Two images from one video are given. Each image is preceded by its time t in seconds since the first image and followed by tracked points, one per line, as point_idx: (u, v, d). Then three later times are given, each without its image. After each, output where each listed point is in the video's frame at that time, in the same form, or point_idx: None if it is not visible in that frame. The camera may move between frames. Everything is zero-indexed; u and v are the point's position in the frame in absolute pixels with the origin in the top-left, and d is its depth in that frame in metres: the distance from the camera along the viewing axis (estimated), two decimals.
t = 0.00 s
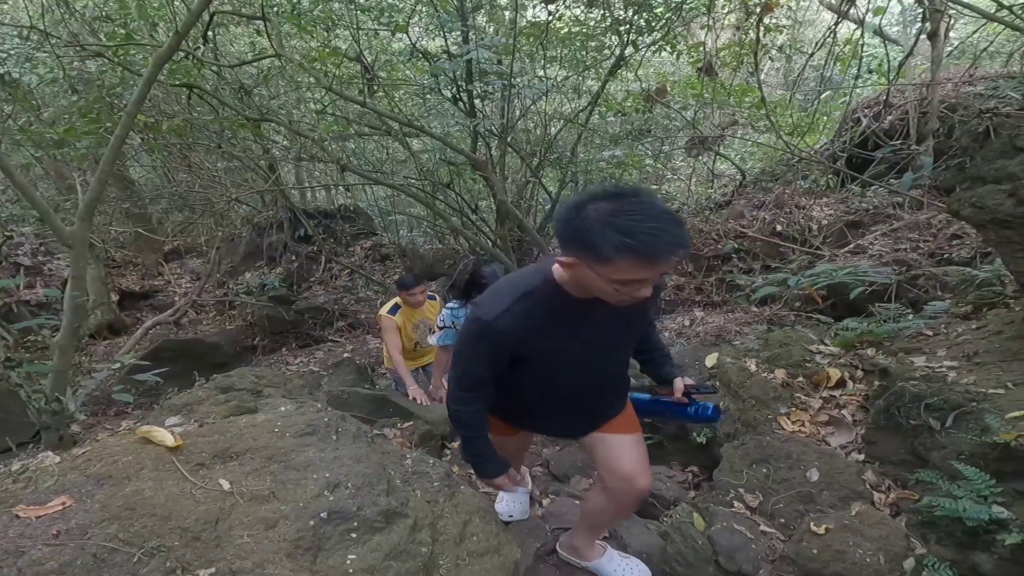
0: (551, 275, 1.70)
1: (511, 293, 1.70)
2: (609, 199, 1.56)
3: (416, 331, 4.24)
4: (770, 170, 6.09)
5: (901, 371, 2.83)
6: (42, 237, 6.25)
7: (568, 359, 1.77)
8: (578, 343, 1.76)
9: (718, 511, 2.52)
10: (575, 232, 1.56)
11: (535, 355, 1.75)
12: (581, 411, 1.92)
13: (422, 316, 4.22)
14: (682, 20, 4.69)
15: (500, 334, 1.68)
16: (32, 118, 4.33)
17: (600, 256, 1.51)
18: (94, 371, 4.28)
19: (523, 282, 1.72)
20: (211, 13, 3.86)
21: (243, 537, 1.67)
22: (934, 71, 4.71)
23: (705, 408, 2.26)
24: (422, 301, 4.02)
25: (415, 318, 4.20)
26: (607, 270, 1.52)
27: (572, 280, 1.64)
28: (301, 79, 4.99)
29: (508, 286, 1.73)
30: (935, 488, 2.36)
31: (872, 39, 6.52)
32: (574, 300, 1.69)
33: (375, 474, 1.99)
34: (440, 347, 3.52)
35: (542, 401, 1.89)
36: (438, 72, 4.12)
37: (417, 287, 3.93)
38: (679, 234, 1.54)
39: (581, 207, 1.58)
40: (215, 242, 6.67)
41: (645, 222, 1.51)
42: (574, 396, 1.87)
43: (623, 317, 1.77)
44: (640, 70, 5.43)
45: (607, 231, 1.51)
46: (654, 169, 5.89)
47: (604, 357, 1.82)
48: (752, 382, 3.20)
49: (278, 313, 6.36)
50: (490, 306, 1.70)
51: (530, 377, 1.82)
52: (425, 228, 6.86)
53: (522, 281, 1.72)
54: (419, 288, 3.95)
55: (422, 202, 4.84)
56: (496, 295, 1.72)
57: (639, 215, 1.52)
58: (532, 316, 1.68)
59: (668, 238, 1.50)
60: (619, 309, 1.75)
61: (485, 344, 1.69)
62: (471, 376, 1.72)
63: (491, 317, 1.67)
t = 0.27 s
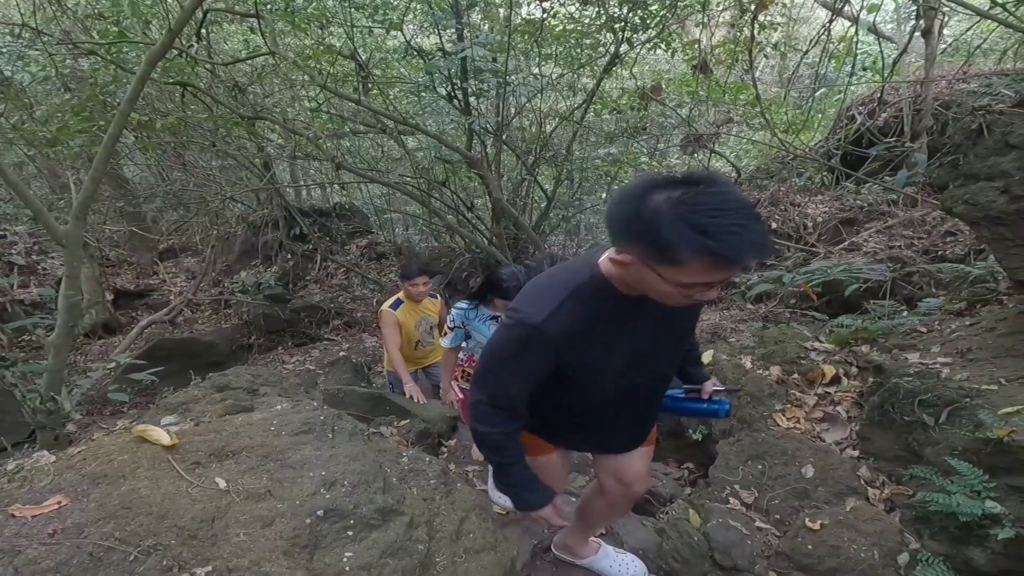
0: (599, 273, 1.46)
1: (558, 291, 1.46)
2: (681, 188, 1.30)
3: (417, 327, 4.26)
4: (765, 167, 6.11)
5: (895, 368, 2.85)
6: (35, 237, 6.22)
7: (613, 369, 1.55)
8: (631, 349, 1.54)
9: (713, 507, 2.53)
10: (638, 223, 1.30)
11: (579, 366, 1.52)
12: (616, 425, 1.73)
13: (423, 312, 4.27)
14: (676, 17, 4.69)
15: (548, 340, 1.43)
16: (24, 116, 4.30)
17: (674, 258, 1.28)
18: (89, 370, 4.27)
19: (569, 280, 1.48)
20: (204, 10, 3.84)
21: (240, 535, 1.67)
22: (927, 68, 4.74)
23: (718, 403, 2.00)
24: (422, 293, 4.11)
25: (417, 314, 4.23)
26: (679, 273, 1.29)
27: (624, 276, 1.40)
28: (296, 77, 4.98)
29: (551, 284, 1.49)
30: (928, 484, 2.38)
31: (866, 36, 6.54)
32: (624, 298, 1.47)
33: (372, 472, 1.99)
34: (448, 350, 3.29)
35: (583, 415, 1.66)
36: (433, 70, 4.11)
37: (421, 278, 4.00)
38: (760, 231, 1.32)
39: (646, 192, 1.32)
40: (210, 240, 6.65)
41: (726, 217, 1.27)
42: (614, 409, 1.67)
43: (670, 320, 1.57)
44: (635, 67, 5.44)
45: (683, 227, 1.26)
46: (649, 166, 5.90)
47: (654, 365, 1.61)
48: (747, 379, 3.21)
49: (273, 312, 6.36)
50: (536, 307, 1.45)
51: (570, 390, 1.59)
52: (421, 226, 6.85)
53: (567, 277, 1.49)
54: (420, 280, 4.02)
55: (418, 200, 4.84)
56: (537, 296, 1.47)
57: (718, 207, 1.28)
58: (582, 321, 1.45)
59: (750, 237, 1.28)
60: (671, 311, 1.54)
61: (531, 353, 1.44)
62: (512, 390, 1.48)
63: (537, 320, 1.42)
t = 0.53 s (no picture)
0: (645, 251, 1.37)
1: (597, 276, 1.37)
2: (744, 148, 1.18)
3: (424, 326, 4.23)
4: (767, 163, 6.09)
5: (896, 364, 2.85)
6: (37, 233, 6.22)
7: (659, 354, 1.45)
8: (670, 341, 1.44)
9: (713, 504, 2.54)
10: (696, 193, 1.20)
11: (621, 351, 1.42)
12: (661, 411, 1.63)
13: (431, 311, 4.24)
14: (679, 13, 4.67)
15: (586, 327, 1.34)
16: (25, 112, 4.30)
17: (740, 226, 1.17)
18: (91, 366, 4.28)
19: (608, 262, 1.39)
20: (205, 6, 3.83)
21: (241, 531, 1.67)
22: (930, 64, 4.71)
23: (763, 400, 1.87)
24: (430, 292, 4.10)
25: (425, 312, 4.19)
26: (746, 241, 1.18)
27: (679, 253, 1.30)
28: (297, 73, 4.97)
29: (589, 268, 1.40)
30: (928, 481, 2.38)
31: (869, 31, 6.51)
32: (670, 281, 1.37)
33: (372, 468, 2.00)
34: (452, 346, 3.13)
35: (618, 411, 1.56)
36: (434, 66, 4.11)
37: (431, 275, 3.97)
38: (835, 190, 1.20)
39: (703, 159, 1.21)
40: (212, 237, 6.65)
41: (798, 175, 1.16)
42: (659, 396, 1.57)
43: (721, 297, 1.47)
44: (636, 63, 5.42)
45: (750, 192, 1.15)
46: (651, 163, 5.89)
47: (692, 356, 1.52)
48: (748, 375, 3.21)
49: (275, 308, 6.37)
50: (573, 292, 1.35)
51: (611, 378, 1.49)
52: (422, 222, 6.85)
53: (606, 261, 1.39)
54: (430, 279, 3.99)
55: (419, 197, 4.83)
56: (574, 279, 1.38)
57: (789, 166, 1.16)
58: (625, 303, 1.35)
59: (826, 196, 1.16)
60: (713, 295, 1.46)
61: (568, 341, 1.35)
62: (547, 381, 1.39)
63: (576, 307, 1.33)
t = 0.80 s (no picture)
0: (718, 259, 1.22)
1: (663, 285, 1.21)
2: (829, 140, 1.06)
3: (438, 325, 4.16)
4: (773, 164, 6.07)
5: (903, 366, 2.84)
6: (45, 231, 6.26)
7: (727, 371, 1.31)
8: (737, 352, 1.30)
9: (718, 505, 2.53)
10: (780, 192, 1.07)
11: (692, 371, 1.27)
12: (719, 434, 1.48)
13: (446, 310, 4.18)
14: (686, 12, 4.65)
15: (660, 344, 1.18)
16: (34, 111, 4.33)
17: (837, 224, 1.03)
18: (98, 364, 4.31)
19: (671, 270, 1.24)
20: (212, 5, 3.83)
21: (247, 529, 1.68)
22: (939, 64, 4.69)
23: (794, 428, 1.74)
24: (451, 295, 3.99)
25: (440, 311, 4.13)
26: (845, 241, 1.05)
27: (757, 260, 1.17)
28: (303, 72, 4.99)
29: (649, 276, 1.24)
30: (935, 483, 2.36)
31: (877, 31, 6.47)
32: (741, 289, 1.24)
33: (377, 467, 2.00)
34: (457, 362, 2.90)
35: (678, 435, 1.41)
36: (441, 65, 4.11)
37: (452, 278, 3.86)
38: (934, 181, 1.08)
39: (786, 154, 1.09)
40: (218, 235, 6.68)
41: (898, 166, 1.04)
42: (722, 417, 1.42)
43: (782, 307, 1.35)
44: (643, 63, 5.41)
45: (848, 186, 1.02)
46: (657, 163, 5.88)
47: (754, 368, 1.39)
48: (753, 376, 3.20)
49: (281, 307, 6.39)
50: (639, 305, 1.19)
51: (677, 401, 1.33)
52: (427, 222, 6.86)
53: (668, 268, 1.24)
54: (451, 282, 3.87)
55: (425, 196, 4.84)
56: (640, 292, 1.22)
57: (888, 157, 1.04)
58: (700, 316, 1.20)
59: (932, 187, 1.04)
60: (778, 301, 1.33)
61: (640, 361, 1.19)
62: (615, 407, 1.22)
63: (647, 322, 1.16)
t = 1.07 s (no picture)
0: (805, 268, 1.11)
1: (746, 295, 1.09)
2: (942, 131, 0.94)
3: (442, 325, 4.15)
4: (770, 163, 6.09)
5: (901, 364, 2.85)
6: (41, 231, 6.24)
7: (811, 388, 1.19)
8: (822, 366, 1.18)
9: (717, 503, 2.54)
10: (887, 193, 0.96)
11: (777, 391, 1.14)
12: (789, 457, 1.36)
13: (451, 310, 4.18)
14: (683, 11, 4.65)
15: (747, 362, 1.06)
16: (29, 111, 4.31)
17: (958, 224, 0.92)
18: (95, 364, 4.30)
19: (751, 279, 1.12)
20: (207, 4, 3.81)
21: (247, 529, 1.67)
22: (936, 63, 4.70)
23: (836, 454, 1.51)
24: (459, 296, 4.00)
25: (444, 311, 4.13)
26: (962, 244, 0.94)
27: (859, 267, 1.05)
28: (300, 71, 4.97)
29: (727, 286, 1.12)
30: (934, 481, 2.35)
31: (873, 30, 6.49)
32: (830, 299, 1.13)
33: (378, 467, 1.99)
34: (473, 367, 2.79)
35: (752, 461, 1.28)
36: (438, 64, 4.11)
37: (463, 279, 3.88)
38: None
39: (893, 147, 0.98)
40: (215, 235, 6.66)
41: None
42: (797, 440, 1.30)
43: (872, 317, 1.22)
44: (640, 62, 5.41)
45: (970, 183, 0.91)
46: (655, 162, 5.89)
47: (835, 383, 1.27)
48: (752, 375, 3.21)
49: (278, 307, 6.39)
50: (723, 317, 1.07)
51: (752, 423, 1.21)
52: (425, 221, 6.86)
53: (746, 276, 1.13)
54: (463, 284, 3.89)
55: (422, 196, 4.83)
56: (721, 302, 1.10)
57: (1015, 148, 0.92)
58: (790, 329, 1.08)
59: None
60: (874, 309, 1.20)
61: (723, 381, 1.06)
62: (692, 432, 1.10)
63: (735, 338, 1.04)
